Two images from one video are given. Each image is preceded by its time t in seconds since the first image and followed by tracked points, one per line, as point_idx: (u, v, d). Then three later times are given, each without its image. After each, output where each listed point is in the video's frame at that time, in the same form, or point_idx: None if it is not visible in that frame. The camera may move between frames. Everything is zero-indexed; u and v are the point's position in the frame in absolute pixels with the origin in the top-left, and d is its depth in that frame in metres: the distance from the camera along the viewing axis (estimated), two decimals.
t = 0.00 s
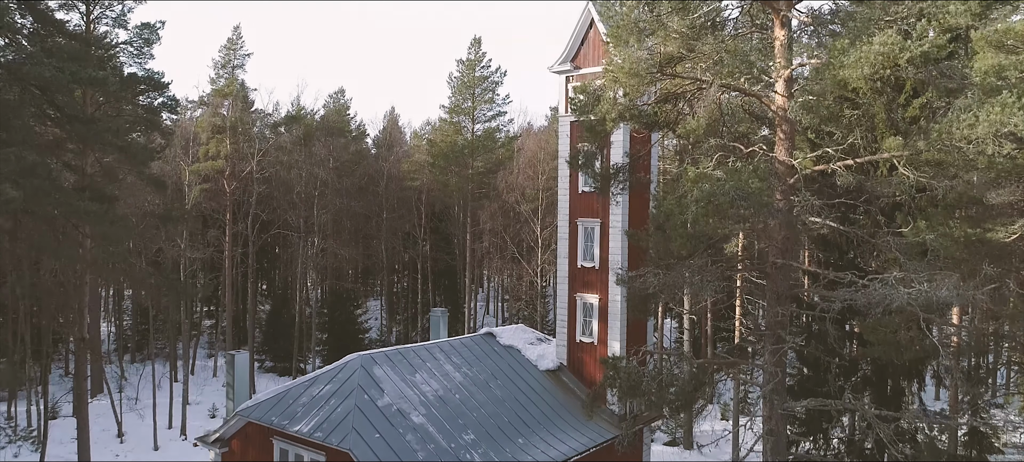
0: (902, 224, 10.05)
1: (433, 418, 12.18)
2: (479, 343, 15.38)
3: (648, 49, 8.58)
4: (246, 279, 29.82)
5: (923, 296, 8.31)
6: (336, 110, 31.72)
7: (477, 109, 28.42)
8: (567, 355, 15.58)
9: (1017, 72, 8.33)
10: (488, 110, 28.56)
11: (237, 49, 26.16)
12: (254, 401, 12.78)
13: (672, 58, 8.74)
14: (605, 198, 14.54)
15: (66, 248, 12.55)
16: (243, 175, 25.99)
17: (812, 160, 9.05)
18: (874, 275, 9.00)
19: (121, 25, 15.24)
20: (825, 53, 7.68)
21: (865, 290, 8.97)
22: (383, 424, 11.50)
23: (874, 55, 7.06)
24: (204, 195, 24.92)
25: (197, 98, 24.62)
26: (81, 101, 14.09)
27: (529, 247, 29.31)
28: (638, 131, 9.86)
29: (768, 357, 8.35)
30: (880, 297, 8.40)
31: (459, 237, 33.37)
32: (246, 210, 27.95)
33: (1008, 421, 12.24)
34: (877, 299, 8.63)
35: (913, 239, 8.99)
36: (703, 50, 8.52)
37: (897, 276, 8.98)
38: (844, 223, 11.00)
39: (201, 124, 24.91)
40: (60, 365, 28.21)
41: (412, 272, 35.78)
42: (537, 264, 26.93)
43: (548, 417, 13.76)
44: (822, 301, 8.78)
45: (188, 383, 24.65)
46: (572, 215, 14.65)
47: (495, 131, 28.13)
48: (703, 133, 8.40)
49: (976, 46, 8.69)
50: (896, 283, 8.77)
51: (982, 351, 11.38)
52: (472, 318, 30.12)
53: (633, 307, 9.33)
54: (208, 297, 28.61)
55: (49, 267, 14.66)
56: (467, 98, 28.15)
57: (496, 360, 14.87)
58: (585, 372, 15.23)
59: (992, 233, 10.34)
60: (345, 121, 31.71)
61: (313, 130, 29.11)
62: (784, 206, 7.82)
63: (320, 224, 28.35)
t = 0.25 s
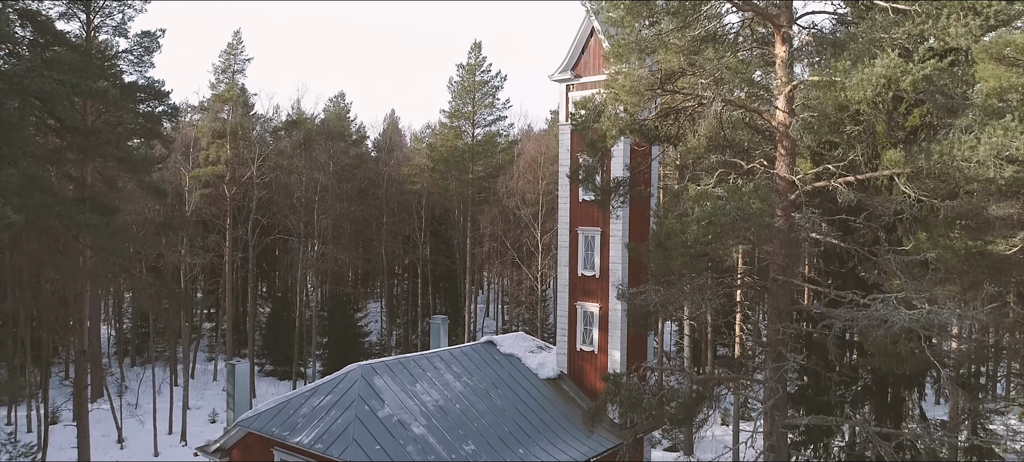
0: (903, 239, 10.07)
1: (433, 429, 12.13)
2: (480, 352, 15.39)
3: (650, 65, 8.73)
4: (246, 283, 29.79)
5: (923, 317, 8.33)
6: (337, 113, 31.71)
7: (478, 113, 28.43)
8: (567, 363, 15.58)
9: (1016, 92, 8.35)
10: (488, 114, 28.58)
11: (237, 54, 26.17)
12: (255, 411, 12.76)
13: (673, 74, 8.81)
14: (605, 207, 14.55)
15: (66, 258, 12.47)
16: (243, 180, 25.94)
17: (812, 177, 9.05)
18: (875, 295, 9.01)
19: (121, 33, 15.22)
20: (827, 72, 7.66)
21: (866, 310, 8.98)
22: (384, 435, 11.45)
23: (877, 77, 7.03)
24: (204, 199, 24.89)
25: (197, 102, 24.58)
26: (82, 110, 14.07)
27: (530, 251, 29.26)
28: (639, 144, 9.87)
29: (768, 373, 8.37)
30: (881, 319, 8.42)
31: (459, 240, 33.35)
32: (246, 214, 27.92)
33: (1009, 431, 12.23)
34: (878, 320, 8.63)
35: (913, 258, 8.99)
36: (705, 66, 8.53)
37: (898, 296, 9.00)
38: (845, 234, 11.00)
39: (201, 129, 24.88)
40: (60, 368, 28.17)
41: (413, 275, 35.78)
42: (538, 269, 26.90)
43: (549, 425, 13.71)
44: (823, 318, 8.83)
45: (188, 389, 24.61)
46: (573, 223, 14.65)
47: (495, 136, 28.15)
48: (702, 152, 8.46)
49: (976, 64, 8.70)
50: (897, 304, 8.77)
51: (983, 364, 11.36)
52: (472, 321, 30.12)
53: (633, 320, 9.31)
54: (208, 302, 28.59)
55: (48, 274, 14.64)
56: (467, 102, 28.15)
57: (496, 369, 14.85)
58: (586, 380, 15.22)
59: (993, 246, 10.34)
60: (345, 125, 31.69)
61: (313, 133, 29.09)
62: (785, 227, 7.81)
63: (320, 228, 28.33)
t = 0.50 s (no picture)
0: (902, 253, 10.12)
1: (433, 439, 12.11)
2: (481, 360, 15.41)
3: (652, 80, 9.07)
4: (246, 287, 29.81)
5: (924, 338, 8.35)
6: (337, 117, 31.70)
7: (478, 118, 28.44)
8: (567, 372, 15.58)
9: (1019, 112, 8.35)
10: (488, 119, 28.58)
11: (237, 59, 26.18)
12: (255, 421, 12.75)
13: (673, 89, 9.09)
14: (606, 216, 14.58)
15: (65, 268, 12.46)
16: (243, 185, 25.94)
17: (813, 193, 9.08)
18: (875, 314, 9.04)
19: (121, 42, 15.22)
20: (828, 92, 7.70)
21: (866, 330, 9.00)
22: (384, 446, 11.42)
23: (877, 100, 7.09)
24: (204, 204, 24.90)
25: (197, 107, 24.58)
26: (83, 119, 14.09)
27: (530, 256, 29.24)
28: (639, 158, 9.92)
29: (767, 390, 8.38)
30: (881, 339, 8.45)
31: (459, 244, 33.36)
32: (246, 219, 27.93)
33: (1009, 442, 12.22)
34: (878, 340, 8.65)
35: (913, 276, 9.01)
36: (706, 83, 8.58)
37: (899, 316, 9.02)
38: (845, 245, 11.04)
39: (201, 134, 24.89)
40: (60, 372, 28.20)
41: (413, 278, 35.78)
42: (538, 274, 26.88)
43: (549, 434, 13.67)
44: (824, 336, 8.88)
45: (189, 394, 24.61)
46: (574, 232, 14.66)
47: (495, 140, 28.18)
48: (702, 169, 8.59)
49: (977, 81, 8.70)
50: (898, 324, 8.79)
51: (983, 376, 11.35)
52: (472, 325, 30.13)
53: (633, 334, 9.32)
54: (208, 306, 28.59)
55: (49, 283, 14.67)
56: (467, 107, 28.15)
57: (497, 378, 14.86)
58: (586, 389, 15.22)
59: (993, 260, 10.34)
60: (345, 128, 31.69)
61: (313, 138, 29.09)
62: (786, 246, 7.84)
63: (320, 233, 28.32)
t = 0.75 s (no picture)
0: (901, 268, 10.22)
1: (434, 448, 12.10)
2: (481, 369, 15.43)
3: (655, 95, 9.17)
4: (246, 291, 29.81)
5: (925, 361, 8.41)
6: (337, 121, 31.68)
7: (478, 122, 28.43)
8: (568, 380, 15.58)
9: (1018, 134, 8.38)
10: (489, 123, 28.58)
11: (237, 64, 26.18)
12: (255, 430, 12.73)
13: (674, 104, 9.16)
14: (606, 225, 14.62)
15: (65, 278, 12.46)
16: (243, 190, 25.93)
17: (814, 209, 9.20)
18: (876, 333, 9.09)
19: (121, 50, 15.22)
20: (829, 111, 7.75)
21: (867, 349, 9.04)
22: (384, 456, 11.41)
23: (877, 122, 7.22)
24: (205, 210, 24.90)
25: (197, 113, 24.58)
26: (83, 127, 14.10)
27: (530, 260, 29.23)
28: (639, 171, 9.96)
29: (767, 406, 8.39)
30: (883, 360, 8.49)
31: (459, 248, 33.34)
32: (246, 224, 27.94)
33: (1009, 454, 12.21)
34: (879, 361, 8.68)
35: (914, 293, 9.11)
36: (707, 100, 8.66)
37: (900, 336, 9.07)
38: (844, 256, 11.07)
39: (201, 139, 24.88)
40: (61, 376, 28.23)
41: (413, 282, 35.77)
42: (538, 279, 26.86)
43: (549, 443, 13.65)
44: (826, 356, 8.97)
45: (189, 399, 24.61)
46: (574, 241, 14.66)
47: (495, 145, 28.16)
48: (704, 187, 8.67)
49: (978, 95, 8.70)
50: (898, 344, 8.83)
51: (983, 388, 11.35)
52: (472, 330, 30.13)
53: (633, 348, 9.32)
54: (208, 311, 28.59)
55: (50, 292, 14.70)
56: (468, 111, 28.13)
57: (497, 386, 14.88)
58: (586, 397, 15.21)
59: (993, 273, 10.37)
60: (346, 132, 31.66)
61: (313, 142, 29.08)
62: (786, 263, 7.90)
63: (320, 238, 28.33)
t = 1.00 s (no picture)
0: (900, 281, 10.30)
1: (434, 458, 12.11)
2: (481, 377, 15.45)
3: (655, 111, 9.20)
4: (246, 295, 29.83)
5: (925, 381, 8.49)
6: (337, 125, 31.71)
7: (478, 127, 28.46)
8: (568, 388, 15.58)
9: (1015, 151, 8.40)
10: (489, 128, 28.61)
11: (237, 69, 26.20)
12: (255, 439, 12.72)
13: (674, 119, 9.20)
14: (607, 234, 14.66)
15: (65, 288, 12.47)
16: (242, 194, 25.94)
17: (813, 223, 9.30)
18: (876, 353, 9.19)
19: (122, 58, 15.23)
20: (830, 130, 7.82)
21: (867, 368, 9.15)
22: None
23: (877, 143, 7.31)
24: (204, 215, 24.92)
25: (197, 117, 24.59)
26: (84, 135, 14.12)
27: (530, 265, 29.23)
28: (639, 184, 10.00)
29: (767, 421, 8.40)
30: (883, 380, 8.58)
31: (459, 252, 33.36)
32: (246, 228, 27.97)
33: None
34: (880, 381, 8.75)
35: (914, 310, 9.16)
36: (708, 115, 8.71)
37: (900, 355, 9.15)
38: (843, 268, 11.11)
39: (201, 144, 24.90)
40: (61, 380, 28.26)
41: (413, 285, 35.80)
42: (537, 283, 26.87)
43: (549, 451, 13.64)
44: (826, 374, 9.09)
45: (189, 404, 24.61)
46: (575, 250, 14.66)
47: (495, 149, 28.19)
48: (705, 203, 8.75)
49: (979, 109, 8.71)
50: (898, 363, 8.92)
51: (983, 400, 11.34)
52: (472, 334, 30.17)
53: (633, 361, 9.32)
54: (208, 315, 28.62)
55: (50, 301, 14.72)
56: (468, 116, 28.16)
57: (498, 395, 14.89)
58: (586, 405, 15.21)
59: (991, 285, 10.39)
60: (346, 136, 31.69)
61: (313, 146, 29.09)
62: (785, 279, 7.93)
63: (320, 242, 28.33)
